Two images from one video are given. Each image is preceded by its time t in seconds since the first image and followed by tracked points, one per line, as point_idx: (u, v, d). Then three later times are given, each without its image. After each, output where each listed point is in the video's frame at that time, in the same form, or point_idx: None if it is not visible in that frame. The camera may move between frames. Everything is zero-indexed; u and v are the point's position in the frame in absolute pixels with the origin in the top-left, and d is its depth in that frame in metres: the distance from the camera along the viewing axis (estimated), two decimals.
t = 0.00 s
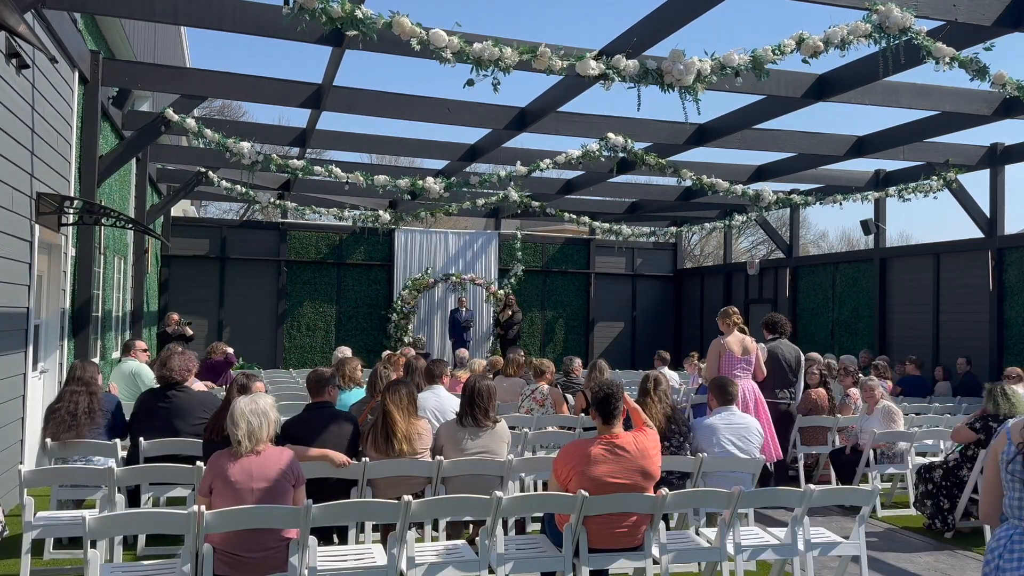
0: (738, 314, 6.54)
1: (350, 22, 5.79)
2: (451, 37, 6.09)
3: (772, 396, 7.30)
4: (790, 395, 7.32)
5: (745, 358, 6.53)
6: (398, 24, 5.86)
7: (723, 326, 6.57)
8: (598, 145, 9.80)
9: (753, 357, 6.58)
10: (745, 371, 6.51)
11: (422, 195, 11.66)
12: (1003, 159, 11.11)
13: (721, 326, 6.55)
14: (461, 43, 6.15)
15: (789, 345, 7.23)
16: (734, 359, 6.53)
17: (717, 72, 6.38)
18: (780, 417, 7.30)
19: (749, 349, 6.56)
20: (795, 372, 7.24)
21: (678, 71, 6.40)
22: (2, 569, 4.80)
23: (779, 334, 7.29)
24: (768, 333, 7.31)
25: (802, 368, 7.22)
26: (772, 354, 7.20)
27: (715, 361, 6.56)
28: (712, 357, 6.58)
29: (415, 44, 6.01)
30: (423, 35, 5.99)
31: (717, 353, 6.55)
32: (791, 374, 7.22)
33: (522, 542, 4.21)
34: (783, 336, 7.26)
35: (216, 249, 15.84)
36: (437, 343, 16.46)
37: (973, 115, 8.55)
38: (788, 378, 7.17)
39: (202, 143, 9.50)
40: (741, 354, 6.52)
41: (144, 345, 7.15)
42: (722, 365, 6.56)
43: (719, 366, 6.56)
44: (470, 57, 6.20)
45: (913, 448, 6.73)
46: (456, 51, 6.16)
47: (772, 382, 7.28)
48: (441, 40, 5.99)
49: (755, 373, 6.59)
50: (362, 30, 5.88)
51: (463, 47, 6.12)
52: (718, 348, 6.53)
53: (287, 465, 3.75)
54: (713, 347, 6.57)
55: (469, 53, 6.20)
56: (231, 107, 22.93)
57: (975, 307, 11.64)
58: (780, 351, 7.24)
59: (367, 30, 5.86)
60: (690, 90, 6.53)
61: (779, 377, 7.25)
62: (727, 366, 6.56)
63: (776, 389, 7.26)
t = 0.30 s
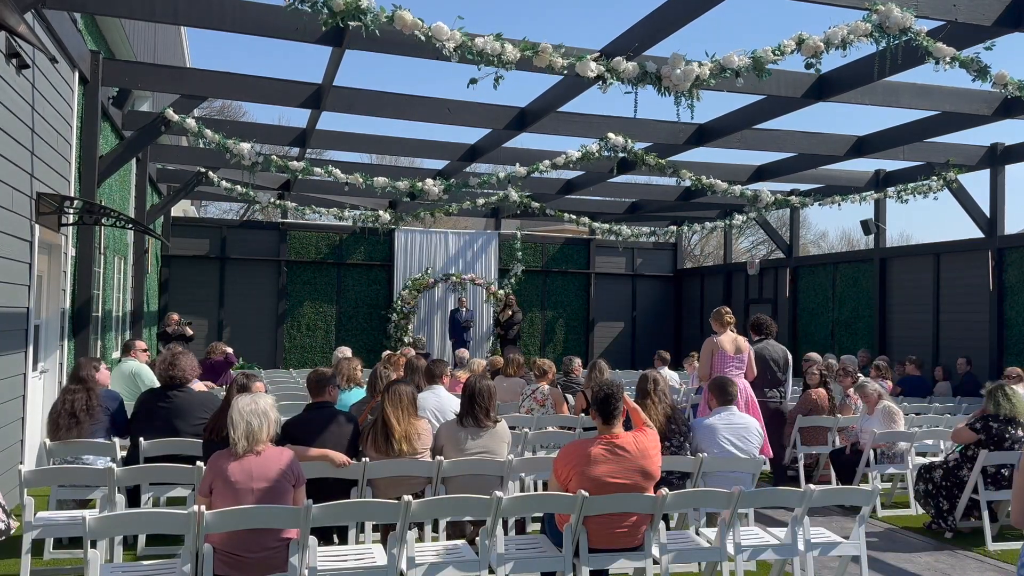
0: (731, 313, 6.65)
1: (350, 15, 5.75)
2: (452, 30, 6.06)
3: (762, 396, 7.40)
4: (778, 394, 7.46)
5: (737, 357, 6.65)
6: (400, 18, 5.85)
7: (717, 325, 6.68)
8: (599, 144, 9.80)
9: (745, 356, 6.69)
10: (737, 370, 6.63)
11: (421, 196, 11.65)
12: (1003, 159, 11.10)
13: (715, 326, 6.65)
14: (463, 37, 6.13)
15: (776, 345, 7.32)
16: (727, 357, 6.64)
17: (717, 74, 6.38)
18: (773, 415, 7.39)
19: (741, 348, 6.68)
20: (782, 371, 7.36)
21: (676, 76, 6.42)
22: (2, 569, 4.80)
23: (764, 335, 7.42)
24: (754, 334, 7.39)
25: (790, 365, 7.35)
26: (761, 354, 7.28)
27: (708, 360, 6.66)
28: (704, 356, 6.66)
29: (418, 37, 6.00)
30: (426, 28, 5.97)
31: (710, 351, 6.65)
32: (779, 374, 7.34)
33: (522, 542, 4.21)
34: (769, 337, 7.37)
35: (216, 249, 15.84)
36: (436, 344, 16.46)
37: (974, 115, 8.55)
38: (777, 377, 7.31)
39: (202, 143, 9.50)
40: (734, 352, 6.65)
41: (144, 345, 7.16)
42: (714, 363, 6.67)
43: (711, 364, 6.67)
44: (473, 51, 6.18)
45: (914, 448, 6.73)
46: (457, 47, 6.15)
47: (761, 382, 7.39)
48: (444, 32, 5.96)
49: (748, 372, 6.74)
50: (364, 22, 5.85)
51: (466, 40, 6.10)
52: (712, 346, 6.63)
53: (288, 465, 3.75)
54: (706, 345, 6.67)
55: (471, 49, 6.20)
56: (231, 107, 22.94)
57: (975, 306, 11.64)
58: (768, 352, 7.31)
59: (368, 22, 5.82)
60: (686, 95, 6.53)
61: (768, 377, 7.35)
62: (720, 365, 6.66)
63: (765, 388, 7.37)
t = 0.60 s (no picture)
0: (720, 315, 6.75)
1: (349, 20, 5.77)
2: (451, 36, 6.08)
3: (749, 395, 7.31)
4: (765, 392, 7.35)
5: (725, 358, 6.75)
6: (398, 23, 5.85)
7: (706, 325, 6.80)
8: (598, 145, 9.80)
9: (733, 357, 6.78)
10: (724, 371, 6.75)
11: (421, 196, 11.65)
12: (1003, 159, 11.10)
13: (703, 327, 6.78)
14: (461, 42, 6.14)
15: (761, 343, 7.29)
16: (714, 359, 6.76)
17: (715, 75, 6.39)
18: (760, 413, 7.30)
19: (729, 349, 6.78)
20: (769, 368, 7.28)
21: (675, 76, 6.40)
22: (2, 569, 4.80)
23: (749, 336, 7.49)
24: (739, 335, 7.44)
25: (775, 363, 7.29)
26: (745, 352, 7.23)
27: (695, 360, 6.79)
28: (691, 356, 6.80)
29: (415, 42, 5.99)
30: (423, 34, 5.98)
31: (698, 351, 6.79)
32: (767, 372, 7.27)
33: (522, 542, 4.21)
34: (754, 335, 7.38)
35: (216, 249, 15.84)
36: (436, 344, 16.47)
37: (973, 115, 8.55)
38: (762, 373, 7.21)
39: (202, 143, 9.50)
40: (722, 353, 6.75)
41: (144, 345, 7.15)
42: (701, 363, 6.80)
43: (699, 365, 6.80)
44: (471, 56, 6.19)
45: (914, 449, 6.73)
46: (456, 50, 6.15)
47: (748, 381, 7.31)
48: (442, 37, 5.97)
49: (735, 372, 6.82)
50: (364, 23, 5.85)
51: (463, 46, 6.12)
52: (699, 347, 6.76)
53: (287, 465, 3.75)
54: (694, 345, 6.81)
55: (470, 51, 6.20)
56: (231, 107, 22.94)
57: (975, 306, 11.64)
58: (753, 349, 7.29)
59: (368, 24, 5.83)
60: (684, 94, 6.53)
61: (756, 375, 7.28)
62: (707, 365, 6.79)
63: (752, 387, 7.28)
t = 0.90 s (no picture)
0: (707, 312, 6.78)
1: (350, 18, 5.75)
2: (451, 37, 6.09)
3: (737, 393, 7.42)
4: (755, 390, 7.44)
5: (712, 355, 6.78)
6: (399, 23, 5.85)
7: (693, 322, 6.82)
8: (598, 145, 9.80)
9: (720, 354, 6.80)
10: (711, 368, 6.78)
11: (421, 197, 11.65)
12: (1003, 159, 11.10)
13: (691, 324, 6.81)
14: (461, 43, 6.15)
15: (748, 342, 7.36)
16: (701, 355, 6.80)
17: (714, 79, 6.40)
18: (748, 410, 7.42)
19: (717, 346, 6.81)
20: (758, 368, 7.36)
21: (673, 80, 6.41)
22: (2, 569, 4.80)
23: (739, 334, 7.56)
24: (730, 333, 7.48)
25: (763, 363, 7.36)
26: (736, 352, 7.30)
27: (683, 357, 6.85)
28: (680, 353, 6.87)
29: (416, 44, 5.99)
30: (424, 34, 5.99)
31: (686, 348, 6.84)
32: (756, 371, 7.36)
33: (522, 542, 4.21)
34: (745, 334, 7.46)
35: (216, 249, 15.84)
36: (436, 344, 16.47)
37: (973, 115, 8.55)
38: (755, 374, 7.35)
39: (202, 143, 9.50)
40: (709, 351, 6.78)
41: (144, 346, 7.14)
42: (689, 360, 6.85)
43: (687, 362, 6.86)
44: (471, 58, 6.20)
45: (914, 449, 6.73)
46: (456, 52, 6.16)
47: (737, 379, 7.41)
48: (442, 38, 5.98)
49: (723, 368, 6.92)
50: (364, 25, 5.85)
51: (463, 47, 6.12)
52: (686, 343, 6.81)
53: (288, 465, 3.75)
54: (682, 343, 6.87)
55: (470, 53, 6.21)
56: (231, 107, 22.95)
57: (975, 305, 11.64)
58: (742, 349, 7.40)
59: (368, 25, 5.83)
60: (684, 98, 6.53)
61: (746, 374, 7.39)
62: (696, 362, 6.84)
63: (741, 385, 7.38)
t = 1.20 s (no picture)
0: (698, 312, 6.80)
1: (350, 22, 5.79)
2: (449, 38, 6.09)
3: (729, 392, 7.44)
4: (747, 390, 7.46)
5: (703, 355, 6.79)
6: (398, 24, 5.85)
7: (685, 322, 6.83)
8: (598, 145, 9.80)
9: (711, 354, 6.81)
10: (701, 367, 6.79)
11: (421, 197, 11.65)
12: (1003, 159, 11.10)
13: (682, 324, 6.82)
14: (460, 45, 6.15)
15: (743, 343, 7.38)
16: (692, 355, 6.80)
17: (712, 83, 6.41)
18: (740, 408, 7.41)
19: (708, 346, 6.82)
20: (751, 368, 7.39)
21: (671, 85, 6.41)
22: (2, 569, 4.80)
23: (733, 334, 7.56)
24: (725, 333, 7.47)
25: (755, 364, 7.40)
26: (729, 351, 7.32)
27: (675, 357, 6.86)
28: (672, 353, 6.87)
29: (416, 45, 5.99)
30: (423, 36, 5.99)
31: (678, 348, 6.85)
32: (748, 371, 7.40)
33: (522, 542, 4.21)
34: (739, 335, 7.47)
35: (216, 249, 15.84)
36: (436, 344, 16.47)
37: (973, 115, 8.55)
38: (747, 374, 7.36)
39: (202, 143, 9.50)
40: (700, 350, 6.79)
41: (144, 346, 7.14)
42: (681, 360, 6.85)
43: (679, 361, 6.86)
44: (469, 59, 6.20)
45: (914, 449, 6.73)
46: (455, 53, 6.15)
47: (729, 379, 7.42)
48: (441, 39, 5.99)
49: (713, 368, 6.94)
50: (364, 26, 5.85)
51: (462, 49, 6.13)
52: (678, 343, 6.82)
53: (287, 465, 3.75)
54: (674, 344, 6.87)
55: (469, 55, 6.20)
56: (231, 107, 22.96)
57: (975, 305, 11.64)
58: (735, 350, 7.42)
59: (368, 26, 5.83)
60: (681, 102, 6.53)
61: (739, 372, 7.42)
62: (687, 362, 6.84)
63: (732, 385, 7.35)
